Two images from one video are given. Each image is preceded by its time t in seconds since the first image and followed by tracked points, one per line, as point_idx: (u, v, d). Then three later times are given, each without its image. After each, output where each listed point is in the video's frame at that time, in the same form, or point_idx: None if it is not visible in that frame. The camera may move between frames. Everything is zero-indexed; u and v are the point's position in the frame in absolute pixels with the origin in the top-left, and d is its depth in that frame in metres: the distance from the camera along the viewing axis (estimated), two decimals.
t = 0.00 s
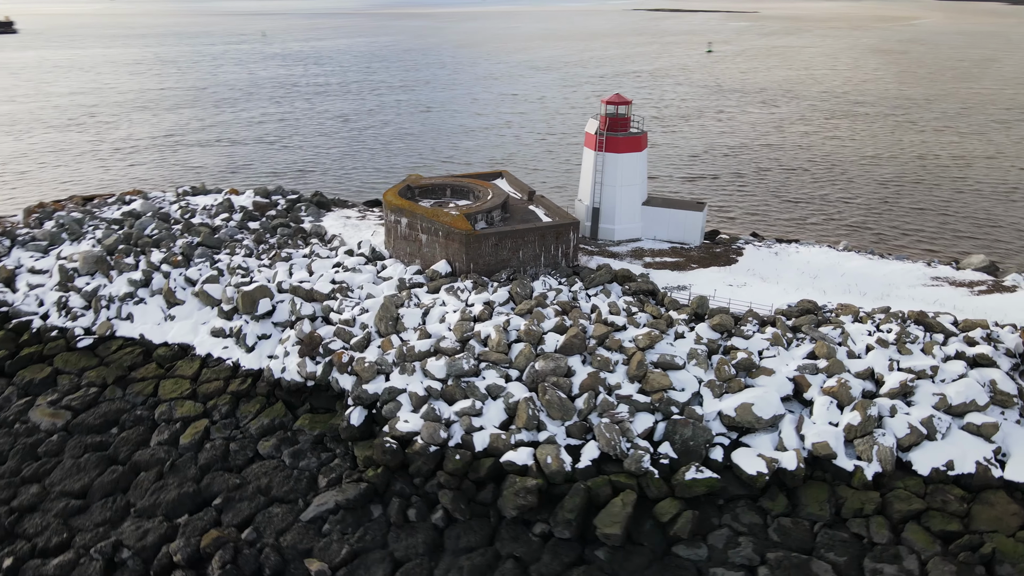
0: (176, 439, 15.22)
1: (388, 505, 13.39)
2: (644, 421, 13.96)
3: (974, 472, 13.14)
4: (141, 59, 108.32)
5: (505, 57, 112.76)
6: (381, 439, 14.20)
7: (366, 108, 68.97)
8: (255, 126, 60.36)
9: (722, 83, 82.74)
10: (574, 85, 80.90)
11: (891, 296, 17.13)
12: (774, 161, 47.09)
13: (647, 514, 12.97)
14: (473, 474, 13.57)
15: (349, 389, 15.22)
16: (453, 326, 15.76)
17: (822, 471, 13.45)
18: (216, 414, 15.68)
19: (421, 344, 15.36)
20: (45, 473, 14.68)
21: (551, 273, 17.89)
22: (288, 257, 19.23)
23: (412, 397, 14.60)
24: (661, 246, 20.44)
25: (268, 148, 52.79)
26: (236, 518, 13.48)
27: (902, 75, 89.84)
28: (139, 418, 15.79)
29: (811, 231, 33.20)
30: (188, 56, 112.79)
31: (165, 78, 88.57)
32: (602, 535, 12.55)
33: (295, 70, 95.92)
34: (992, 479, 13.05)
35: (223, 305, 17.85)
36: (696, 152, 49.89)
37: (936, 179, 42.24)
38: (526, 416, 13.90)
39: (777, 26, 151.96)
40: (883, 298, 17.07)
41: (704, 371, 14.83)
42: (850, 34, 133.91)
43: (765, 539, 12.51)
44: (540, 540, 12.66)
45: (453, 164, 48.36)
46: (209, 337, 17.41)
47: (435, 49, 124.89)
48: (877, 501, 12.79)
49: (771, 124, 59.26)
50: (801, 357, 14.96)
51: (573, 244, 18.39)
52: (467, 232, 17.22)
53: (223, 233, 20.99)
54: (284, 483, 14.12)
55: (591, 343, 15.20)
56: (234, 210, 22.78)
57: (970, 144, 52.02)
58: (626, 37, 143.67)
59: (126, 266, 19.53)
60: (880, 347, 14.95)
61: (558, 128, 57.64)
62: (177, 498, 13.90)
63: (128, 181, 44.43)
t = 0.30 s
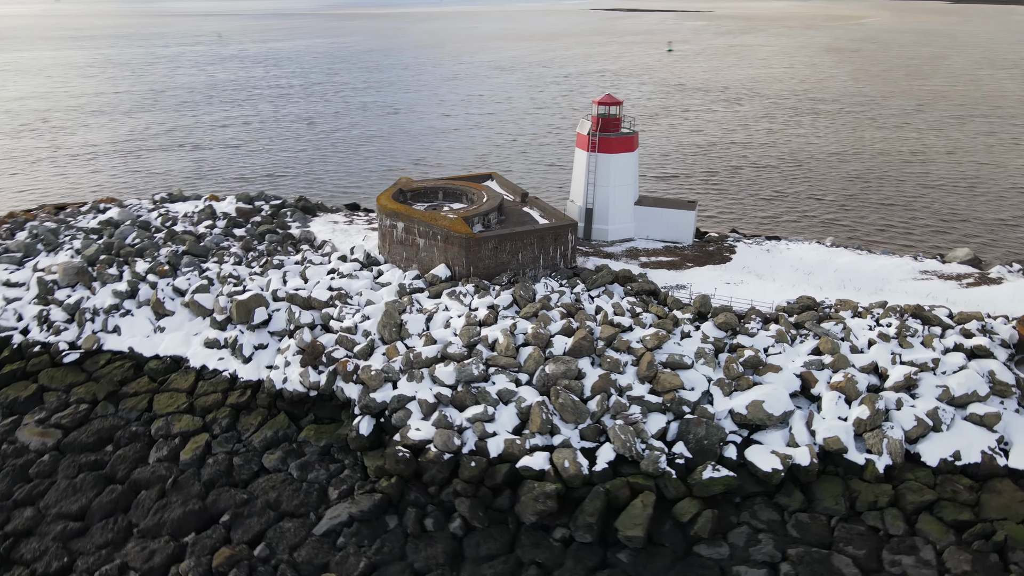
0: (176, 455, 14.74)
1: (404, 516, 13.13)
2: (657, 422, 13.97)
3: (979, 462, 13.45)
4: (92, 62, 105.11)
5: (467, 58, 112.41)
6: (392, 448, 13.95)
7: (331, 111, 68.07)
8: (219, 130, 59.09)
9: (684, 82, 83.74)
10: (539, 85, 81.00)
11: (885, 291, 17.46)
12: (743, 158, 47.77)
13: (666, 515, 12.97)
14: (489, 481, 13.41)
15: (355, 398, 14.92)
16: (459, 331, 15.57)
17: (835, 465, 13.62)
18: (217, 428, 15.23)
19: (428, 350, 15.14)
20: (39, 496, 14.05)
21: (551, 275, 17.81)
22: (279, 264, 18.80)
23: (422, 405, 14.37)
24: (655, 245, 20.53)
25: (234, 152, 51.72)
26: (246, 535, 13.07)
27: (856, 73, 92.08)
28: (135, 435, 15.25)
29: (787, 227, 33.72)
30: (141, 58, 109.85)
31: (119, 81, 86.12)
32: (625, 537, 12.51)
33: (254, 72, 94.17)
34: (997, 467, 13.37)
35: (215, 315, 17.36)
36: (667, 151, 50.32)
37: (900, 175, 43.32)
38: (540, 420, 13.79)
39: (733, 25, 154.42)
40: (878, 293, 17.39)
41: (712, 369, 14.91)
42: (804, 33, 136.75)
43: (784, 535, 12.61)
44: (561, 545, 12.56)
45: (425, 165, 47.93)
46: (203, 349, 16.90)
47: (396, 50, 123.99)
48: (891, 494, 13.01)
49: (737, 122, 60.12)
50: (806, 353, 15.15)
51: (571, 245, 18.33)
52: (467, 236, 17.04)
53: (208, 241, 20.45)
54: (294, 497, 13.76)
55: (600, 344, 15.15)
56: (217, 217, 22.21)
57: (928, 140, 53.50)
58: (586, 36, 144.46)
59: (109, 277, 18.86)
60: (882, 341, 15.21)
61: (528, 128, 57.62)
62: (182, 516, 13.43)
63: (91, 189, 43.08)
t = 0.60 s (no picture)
0: (178, 471, 14.28)
1: (421, 526, 12.90)
2: (670, 422, 14.01)
3: (984, 451, 13.76)
4: (40, 65, 101.70)
5: (430, 58, 111.71)
6: (405, 457, 13.71)
7: (296, 114, 66.99)
8: (182, 135, 57.67)
9: (648, 81, 84.46)
10: (504, 85, 80.90)
11: (879, 286, 17.79)
12: (713, 156, 48.29)
13: (685, 515, 12.99)
14: (506, 487, 13.28)
15: (363, 407, 14.64)
16: (465, 336, 15.40)
17: (845, 459, 13.80)
18: (218, 442, 14.82)
19: (435, 356, 14.93)
20: (35, 519, 13.46)
21: (551, 277, 17.73)
22: (272, 271, 18.38)
23: (433, 413, 14.16)
24: (648, 244, 20.61)
25: (199, 157, 50.52)
26: (258, 552, 12.69)
27: (813, 71, 93.95)
28: (132, 452, 14.73)
29: (763, 224, 34.17)
30: (93, 60, 106.65)
31: (71, 85, 83.42)
32: (646, 539, 12.50)
33: (213, 75, 92.18)
34: (1001, 456, 13.68)
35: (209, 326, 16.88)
36: (638, 149, 50.60)
37: (866, 171, 44.26)
38: (554, 423, 13.70)
39: (690, 24, 156.27)
40: (871, 288, 17.73)
41: (721, 368, 15.00)
42: (759, 32, 139.13)
43: (802, 531, 12.74)
44: (583, 549, 12.48)
45: (397, 167, 47.39)
46: (198, 361, 16.42)
47: (356, 51, 122.55)
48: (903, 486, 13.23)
49: (703, 121, 60.79)
50: (810, 349, 15.36)
51: (569, 247, 18.28)
52: (467, 240, 16.85)
53: (194, 250, 19.89)
54: (305, 511, 13.41)
55: (607, 346, 15.12)
56: (201, 224, 21.65)
57: (889, 136, 54.79)
58: (546, 36, 144.78)
59: (93, 288, 18.20)
60: (882, 336, 15.49)
61: (498, 129, 57.46)
62: (190, 535, 12.98)
63: (51, 198, 41.63)
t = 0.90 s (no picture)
0: (181, 489, 13.81)
1: (440, 536, 12.68)
2: (683, 422, 14.05)
3: (986, 441, 14.11)
4: None
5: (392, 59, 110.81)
6: (419, 466, 13.49)
7: (259, 117, 65.79)
8: (142, 140, 56.13)
9: (612, 81, 85.01)
10: (470, 86, 80.67)
11: (871, 281, 18.13)
12: (684, 154, 48.73)
13: (703, 514, 13.03)
14: (524, 493, 13.16)
15: (371, 416, 14.38)
16: (472, 342, 15.23)
17: (855, 453, 14.02)
18: (222, 457, 14.40)
19: (444, 362, 14.74)
20: (32, 543, 12.83)
21: (551, 279, 17.68)
22: (265, 280, 17.96)
23: (444, 420, 13.97)
24: (641, 244, 20.69)
25: (163, 163, 49.28)
26: (273, 569, 12.29)
27: (772, 70, 95.60)
28: (132, 471, 14.21)
29: (740, 221, 34.61)
30: (41, 64, 103.26)
31: (20, 89, 80.62)
32: (668, 540, 12.51)
33: (169, 78, 90.04)
34: (1003, 445, 14.03)
35: (203, 337, 16.41)
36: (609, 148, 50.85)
37: (833, 168, 45.18)
38: (569, 427, 13.64)
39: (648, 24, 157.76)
40: (865, 283, 18.06)
41: (728, 366, 15.11)
42: (717, 32, 141.16)
43: (819, 525, 12.89)
44: (606, 553, 12.42)
45: (369, 168, 46.82)
46: (194, 374, 15.94)
47: (316, 52, 120.71)
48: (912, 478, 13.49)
49: (671, 120, 61.32)
50: (813, 345, 15.57)
51: (567, 248, 18.24)
52: (468, 243, 16.68)
53: (180, 259, 19.32)
54: (318, 524, 13.05)
55: (615, 347, 15.11)
56: (184, 233, 21.07)
57: (851, 133, 56.04)
58: (507, 36, 144.82)
59: (77, 301, 17.55)
60: (882, 330, 15.78)
61: (468, 130, 57.21)
62: (200, 554, 12.53)
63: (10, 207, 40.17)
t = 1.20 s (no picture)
0: (189, 507, 13.39)
1: (461, 545, 12.50)
2: (696, 422, 14.10)
3: (989, 431, 14.43)
4: None
5: (354, 60, 109.60)
6: (436, 475, 13.28)
7: (224, 121, 64.48)
8: (104, 146, 54.53)
9: (578, 81, 85.27)
10: (437, 87, 80.17)
11: (866, 277, 18.45)
12: (657, 153, 49.04)
13: (722, 513, 13.07)
14: (543, 498, 13.05)
15: (383, 425, 14.11)
16: (481, 347, 15.08)
17: (865, 447, 14.22)
18: (229, 472, 14.01)
19: (455, 368, 14.55)
20: (35, 568, 12.26)
21: (553, 281, 17.60)
22: (261, 288, 17.55)
23: (459, 427, 13.80)
24: (636, 244, 20.75)
25: (128, 169, 47.95)
26: None
27: (734, 69, 96.92)
28: (136, 490, 13.73)
29: (719, 220, 34.96)
30: None
31: None
32: (691, 541, 12.51)
33: (126, 81, 87.69)
34: (1005, 434, 14.38)
35: (201, 349, 15.95)
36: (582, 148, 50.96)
37: (804, 164, 45.96)
38: (585, 430, 13.58)
39: (609, 23, 158.76)
40: (859, 279, 18.37)
41: (736, 365, 15.22)
42: (677, 31, 142.69)
43: (836, 520, 13.04)
44: (630, 556, 12.38)
45: (342, 170, 46.15)
46: (193, 387, 15.48)
47: (277, 53, 118.71)
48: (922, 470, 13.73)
49: (640, 119, 61.69)
50: (817, 342, 15.78)
51: (568, 250, 18.15)
52: (470, 247, 16.51)
53: (169, 268, 18.78)
54: (335, 537, 12.74)
55: (625, 348, 15.10)
56: (170, 241, 20.51)
57: (817, 130, 57.07)
58: (469, 36, 144.40)
59: (65, 315, 16.92)
60: (883, 325, 16.06)
61: (439, 132, 56.87)
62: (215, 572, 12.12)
63: None
